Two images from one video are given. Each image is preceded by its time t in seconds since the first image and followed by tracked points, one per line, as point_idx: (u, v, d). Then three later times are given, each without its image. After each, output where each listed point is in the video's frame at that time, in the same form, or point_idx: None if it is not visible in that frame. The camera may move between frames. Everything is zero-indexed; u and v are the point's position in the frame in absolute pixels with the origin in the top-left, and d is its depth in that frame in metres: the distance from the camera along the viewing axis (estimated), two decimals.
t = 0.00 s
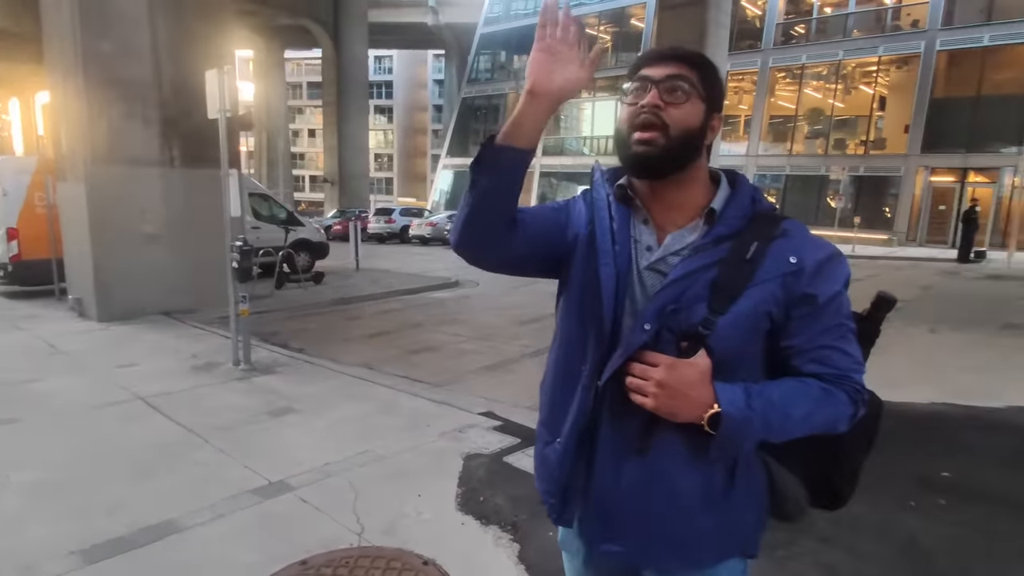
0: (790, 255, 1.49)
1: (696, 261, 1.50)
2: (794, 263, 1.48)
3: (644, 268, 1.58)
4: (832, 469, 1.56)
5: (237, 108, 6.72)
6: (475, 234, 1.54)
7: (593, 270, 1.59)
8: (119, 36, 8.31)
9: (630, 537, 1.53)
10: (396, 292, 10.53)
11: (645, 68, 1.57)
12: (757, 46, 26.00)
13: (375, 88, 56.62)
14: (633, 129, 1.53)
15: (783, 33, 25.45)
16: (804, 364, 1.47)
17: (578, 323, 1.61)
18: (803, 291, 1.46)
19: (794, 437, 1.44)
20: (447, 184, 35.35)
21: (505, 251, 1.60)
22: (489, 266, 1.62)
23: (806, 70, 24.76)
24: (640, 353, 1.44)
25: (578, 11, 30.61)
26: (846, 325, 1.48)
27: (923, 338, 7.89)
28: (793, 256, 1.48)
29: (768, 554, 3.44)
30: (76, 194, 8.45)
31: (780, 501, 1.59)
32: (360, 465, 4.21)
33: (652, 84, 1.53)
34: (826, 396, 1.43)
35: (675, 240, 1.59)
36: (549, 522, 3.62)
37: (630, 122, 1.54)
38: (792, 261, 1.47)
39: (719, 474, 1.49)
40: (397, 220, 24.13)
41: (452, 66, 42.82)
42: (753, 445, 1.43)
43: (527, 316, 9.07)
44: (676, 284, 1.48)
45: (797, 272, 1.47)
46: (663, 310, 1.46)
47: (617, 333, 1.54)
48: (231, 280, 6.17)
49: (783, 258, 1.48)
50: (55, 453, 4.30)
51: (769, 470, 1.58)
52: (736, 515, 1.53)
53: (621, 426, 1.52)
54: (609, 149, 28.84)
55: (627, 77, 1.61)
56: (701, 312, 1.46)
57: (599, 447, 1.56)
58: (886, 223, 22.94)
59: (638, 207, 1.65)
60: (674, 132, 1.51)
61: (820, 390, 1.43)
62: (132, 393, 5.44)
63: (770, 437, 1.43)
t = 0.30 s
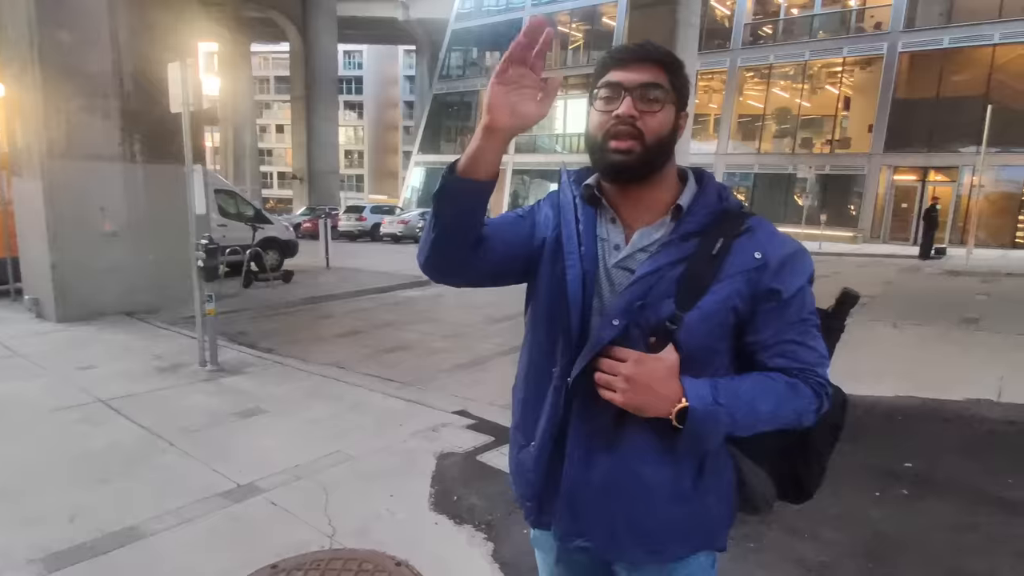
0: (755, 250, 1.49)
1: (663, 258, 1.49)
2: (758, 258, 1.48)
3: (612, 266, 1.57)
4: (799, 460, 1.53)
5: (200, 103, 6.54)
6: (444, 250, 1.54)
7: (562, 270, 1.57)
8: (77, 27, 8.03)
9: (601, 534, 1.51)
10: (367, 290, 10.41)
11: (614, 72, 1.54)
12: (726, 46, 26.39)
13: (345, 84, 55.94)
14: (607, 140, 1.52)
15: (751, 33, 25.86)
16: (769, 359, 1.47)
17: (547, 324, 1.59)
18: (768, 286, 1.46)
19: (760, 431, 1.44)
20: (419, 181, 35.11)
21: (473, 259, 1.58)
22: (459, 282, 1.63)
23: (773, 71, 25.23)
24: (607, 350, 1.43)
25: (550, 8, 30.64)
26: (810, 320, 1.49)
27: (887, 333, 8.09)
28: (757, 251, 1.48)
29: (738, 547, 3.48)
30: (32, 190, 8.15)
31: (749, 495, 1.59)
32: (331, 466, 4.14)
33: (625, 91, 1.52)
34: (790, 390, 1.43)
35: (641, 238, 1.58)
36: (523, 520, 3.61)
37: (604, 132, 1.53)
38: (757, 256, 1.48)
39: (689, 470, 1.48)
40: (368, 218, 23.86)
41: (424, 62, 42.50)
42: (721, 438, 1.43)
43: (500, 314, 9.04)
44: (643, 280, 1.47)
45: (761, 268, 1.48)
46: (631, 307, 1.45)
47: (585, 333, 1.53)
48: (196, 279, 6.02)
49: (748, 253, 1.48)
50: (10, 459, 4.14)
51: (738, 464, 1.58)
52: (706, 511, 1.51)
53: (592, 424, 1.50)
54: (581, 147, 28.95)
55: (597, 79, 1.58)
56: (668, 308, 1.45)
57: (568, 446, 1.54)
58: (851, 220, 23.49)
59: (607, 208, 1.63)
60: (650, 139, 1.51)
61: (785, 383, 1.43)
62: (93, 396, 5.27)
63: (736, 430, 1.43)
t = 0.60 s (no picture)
0: (732, 245, 1.49)
1: (645, 255, 1.46)
2: (736, 253, 1.48)
3: (594, 267, 1.54)
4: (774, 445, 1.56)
5: (165, 98, 6.36)
6: (427, 263, 1.49)
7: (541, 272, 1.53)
8: (35, 18, 7.75)
9: (596, 536, 1.49)
10: (339, 289, 10.25)
11: (588, 88, 1.49)
12: (697, 45, 26.72)
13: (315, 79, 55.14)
14: (588, 161, 1.50)
15: (722, 33, 26.21)
16: (748, 350, 1.48)
17: (529, 327, 1.54)
18: (745, 281, 1.47)
19: (742, 421, 1.45)
20: (392, 179, 34.79)
21: (454, 270, 1.53)
22: (441, 295, 1.56)
23: (743, 71, 25.58)
24: (594, 351, 1.40)
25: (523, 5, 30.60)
26: (783, 310, 1.51)
27: (855, 328, 8.27)
28: (736, 246, 1.48)
29: (715, 542, 3.51)
30: None
31: (730, 483, 1.60)
32: (304, 468, 4.06)
33: (603, 113, 1.48)
34: (769, 379, 1.45)
35: (622, 238, 1.55)
36: (500, 520, 3.58)
37: (583, 152, 1.50)
38: (734, 252, 1.48)
39: (675, 463, 1.48)
40: (339, 216, 23.54)
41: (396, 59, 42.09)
42: (706, 431, 1.43)
43: (475, 312, 9.00)
44: (627, 279, 1.44)
45: (739, 262, 1.47)
46: (616, 306, 1.42)
47: (568, 333, 1.49)
48: (162, 278, 5.85)
49: (725, 248, 1.48)
50: None
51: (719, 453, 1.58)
52: (692, 502, 1.52)
53: (579, 424, 1.47)
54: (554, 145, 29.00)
55: (572, 90, 1.52)
56: (651, 304, 1.43)
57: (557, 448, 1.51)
58: (819, 218, 23.97)
59: (583, 210, 1.60)
60: (628, 161, 1.50)
61: (763, 374, 1.45)
62: (54, 400, 5.08)
63: (721, 423, 1.43)
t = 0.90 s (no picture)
0: (723, 242, 1.49)
1: (644, 257, 1.44)
2: (727, 251, 1.48)
3: (593, 270, 1.50)
4: (754, 429, 1.64)
5: (138, 91, 6.19)
6: (449, 305, 1.47)
7: (541, 278, 1.47)
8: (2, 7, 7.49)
9: (607, 539, 1.45)
10: (318, 287, 10.12)
11: (587, 78, 1.47)
12: (676, 44, 26.95)
13: (291, 75, 54.40)
14: (584, 153, 1.47)
15: (700, 33, 26.44)
16: (736, 342, 1.51)
17: (530, 334, 1.48)
18: (736, 275, 1.48)
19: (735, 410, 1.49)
20: (371, 176, 34.47)
21: (468, 296, 1.46)
22: (453, 325, 1.52)
23: (721, 70, 25.85)
24: (603, 355, 1.36)
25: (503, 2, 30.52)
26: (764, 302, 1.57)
27: (832, 324, 8.40)
28: (727, 243, 1.48)
29: (700, 536, 3.52)
30: None
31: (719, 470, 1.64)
32: (285, 469, 3.98)
33: (602, 103, 1.45)
34: (757, 369, 1.51)
35: (620, 239, 1.52)
36: (486, 518, 3.55)
37: (580, 144, 1.47)
38: (725, 249, 1.48)
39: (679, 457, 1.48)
40: (317, 213, 23.23)
41: (374, 55, 41.68)
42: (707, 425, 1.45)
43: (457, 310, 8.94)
44: (629, 281, 1.42)
45: (730, 259, 1.48)
46: (620, 308, 1.39)
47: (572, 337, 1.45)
48: (136, 277, 5.70)
49: (716, 246, 1.48)
50: None
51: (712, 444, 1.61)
52: (692, 494, 1.52)
53: (586, 429, 1.43)
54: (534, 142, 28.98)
55: (568, 80, 1.49)
56: (653, 303, 1.41)
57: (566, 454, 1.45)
58: (795, 217, 24.31)
59: (577, 210, 1.57)
60: (626, 151, 1.47)
61: (752, 364, 1.50)
62: (23, 402, 4.92)
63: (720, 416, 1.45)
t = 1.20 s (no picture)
0: (718, 236, 1.50)
1: (644, 252, 1.44)
2: (723, 245, 1.50)
3: (596, 265, 1.49)
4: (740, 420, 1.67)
5: (124, 86, 6.10)
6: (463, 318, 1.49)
7: (548, 271, 1.46)
8: None
9: (614, 534, 1.44)
10: (307, 286, 10.04)
11: (577, 66, 1.46)
12: (665, 43, 27.08)
13: (278, 71, 53.96)
14: (576, 133, 1.45)
15: (689, 32, 26.59)
16: (730, 334, 1.53)
17: (537, 328, 1.46)
18: (730, 270, 1.50)
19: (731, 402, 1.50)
20: (360, 173, 34.29)
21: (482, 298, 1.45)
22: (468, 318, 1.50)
23: (710, 69, 26.00)
24: (612, 348, 1.36)
25: None
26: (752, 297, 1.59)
27: (820, 322, 8.46)
28: (721, 238, 1.50)
29: (692, 533, 3.53)
30: None
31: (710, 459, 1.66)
32: (275, 468, 3.95)
33: (593, 86, 1.45)
34: (750, 360, 1.53)
35: (620, 235, 1.53)
36: (478, 516, 3.54)
37: (572, 127, 1.45)
38: (721, 244, 1.49)
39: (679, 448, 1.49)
40: (305, 210, 23.06)
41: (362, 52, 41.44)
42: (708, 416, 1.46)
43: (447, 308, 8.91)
44: (633, 274, 1.42)
45: (727, 254, 1.50)
46: (625, 301, 1.39)
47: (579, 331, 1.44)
48: (123, 275, 5.62)
49: (713, 241, 1.49)
50: None
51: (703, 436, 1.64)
52: (693, 486, 1.54)
53: (593, 421, 1.42)
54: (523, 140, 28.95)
55: (559, 69, 1.49)
56: (655, 298, 1.41)
57: (573, 449, 1.44)
58: (783, 215, 24.50)
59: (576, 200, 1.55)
60: (619, 132, 1.46)
61: (746, 355, 1.52)
62: (6, 402, 4.83)
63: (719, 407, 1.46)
